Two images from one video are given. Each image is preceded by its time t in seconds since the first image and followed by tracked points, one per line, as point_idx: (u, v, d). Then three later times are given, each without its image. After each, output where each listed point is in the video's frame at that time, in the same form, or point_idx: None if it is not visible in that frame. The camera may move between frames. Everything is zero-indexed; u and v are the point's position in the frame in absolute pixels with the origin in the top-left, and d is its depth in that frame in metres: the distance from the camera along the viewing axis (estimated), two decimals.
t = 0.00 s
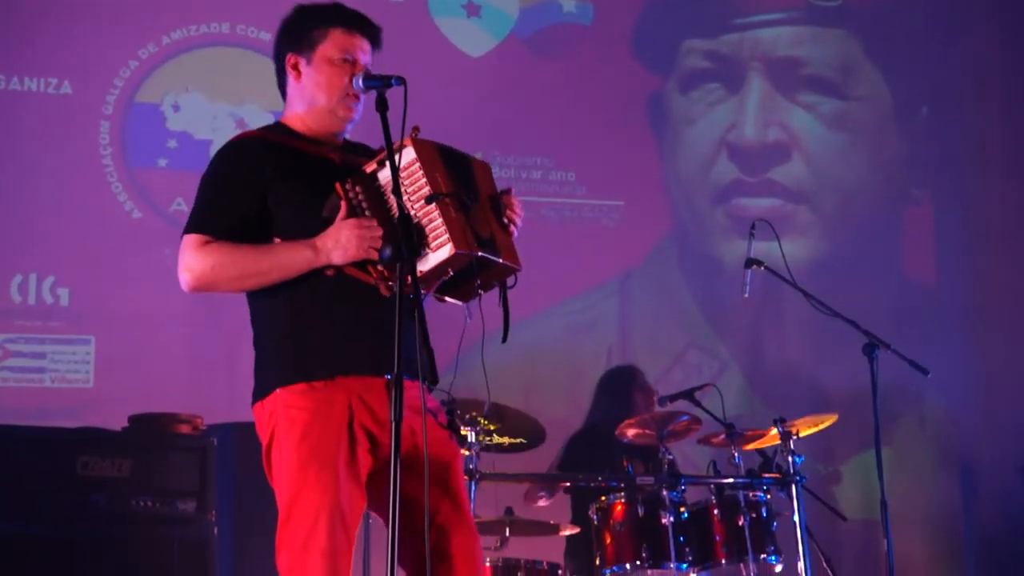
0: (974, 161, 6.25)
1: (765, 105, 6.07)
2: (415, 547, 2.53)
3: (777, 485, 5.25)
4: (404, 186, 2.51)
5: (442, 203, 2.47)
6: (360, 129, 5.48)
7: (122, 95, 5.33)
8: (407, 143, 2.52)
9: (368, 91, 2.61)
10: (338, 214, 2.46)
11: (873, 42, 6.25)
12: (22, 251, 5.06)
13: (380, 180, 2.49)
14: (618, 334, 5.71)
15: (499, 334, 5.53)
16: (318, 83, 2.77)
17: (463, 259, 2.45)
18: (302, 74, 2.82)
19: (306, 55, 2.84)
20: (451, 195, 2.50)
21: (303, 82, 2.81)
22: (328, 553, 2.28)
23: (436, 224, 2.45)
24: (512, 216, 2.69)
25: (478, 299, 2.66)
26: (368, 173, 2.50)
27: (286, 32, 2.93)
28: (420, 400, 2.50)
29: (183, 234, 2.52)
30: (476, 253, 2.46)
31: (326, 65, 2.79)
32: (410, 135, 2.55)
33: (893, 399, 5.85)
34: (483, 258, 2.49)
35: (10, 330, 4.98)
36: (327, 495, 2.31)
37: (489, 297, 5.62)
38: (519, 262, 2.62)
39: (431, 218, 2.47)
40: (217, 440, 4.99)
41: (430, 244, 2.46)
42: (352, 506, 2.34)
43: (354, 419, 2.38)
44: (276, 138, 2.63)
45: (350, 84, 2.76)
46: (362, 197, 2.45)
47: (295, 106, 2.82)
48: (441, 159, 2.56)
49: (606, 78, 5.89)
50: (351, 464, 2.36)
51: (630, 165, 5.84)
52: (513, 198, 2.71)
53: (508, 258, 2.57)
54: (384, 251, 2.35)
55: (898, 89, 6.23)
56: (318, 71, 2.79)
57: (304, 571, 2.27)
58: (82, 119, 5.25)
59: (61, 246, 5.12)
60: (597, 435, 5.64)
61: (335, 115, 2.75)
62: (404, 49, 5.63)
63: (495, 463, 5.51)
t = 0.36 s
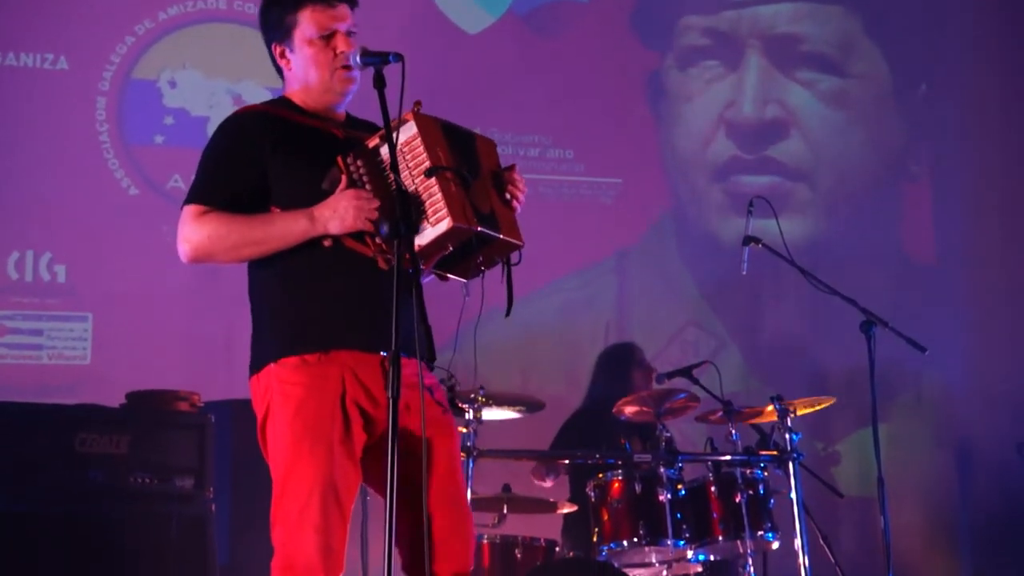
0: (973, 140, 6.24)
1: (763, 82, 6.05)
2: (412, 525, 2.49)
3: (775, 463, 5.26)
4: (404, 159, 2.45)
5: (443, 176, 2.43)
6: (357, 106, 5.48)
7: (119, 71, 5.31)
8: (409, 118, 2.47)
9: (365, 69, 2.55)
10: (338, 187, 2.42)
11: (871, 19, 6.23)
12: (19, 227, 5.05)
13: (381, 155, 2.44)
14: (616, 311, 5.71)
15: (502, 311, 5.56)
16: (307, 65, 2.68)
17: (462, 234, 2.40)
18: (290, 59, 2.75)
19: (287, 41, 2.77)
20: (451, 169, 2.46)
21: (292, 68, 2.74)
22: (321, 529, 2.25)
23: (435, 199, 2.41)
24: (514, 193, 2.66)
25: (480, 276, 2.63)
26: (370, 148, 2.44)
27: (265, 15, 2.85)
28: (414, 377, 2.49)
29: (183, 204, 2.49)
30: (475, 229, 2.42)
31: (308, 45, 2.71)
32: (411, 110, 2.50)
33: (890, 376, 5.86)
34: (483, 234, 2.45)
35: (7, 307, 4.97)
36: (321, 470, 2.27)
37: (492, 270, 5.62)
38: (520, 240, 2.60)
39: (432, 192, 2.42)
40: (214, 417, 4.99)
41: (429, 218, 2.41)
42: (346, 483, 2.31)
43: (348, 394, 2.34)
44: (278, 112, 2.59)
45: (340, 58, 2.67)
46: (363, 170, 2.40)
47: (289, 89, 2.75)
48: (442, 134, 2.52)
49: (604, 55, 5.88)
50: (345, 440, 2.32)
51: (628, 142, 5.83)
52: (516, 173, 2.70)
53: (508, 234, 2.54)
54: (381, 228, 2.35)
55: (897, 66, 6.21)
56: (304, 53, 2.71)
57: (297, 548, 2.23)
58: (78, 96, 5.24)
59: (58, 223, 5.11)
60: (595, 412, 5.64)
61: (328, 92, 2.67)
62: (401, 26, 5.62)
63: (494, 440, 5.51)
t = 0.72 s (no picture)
0: (970, 118, 6.23)
1: (759, 61, 6.05)
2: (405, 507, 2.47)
3: (770, 441, 5.25)
4: (403, 137, 2.45)
5: (443, 155, 2.41)
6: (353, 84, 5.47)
7: (113, 49, 5.29)
8: (405, 95, 2.47)
9: (361, 46, 2.53)
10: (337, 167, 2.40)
11: None
12: (13, 205, 5.04)
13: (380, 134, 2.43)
14: (611, 289, 5.71)
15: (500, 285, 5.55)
16: (310, 31, 2.65)
17: (464, 211, 2.39)
18: (295, 23, 2.71)
19: (297, 4, 2.73)
20: (450, 147, 2.45)
21: (296, 32, 2.69)
22: (323, 508, 2.24)
23: (435, 175, 2.40)
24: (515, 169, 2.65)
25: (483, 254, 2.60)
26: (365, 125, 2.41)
27: None
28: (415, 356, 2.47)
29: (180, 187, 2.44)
30: (477, 205, 2.40)
31: (317, 13, 2.67)
32: (408, 88, 2.49)
33: (885, 354, 5.87)
34: (485, 210, 2.44)
35: (2, 285, 4.96)
36: (323, 451, 2.26)
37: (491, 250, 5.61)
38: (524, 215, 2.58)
39: (432, 169, 2.41)
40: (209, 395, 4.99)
41: (429, 196, 2.40)
42: (348, 462, 2.29)
43: (351, 374, 2.32)
44: (275, 92, 2.54)
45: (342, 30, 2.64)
46: (361, 148, 2.38)
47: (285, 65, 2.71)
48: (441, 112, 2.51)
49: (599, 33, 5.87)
50: (348, 420, 2.31)
51: (624, 120, 5.82)
52: (514, 147, 2.68)
53: (508, 209, 2.51)
54: (379, 204, 2.32)
55: (893, 44, 6.20)
56: (310, 19, 2.67)
57: (299, 526, 2.23)
58: (73, 73, 5.23)
59: (52, 200, 5.09)
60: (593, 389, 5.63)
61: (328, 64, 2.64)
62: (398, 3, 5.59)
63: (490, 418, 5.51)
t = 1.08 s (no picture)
0: (962, 98, 6.20)
1: (748, 41, 6.03)
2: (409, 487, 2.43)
3: (758, 420, 5.26)
4: (389, 111, 2.35)
5: (431, 126, 2.31)
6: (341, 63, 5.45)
7: (100, 26, 5.27)
8: (386, 67, 2.37)
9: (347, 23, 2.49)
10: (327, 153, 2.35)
11: None
12: None
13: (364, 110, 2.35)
14: (600, 268, 5.72)
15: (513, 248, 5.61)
16: (293, 11, 2.53)
17: (460, 178, 2.29)
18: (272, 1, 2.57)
19: None
20: (437, 115, 2.34)
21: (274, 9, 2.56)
22: (325, 489, 2.22)
23: (425, 147, 2.30)
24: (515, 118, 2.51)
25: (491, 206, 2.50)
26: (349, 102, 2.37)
27: None
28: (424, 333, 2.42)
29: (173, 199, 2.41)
30: (472, 169, 2.30)
31: None
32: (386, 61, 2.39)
33: (872, 334, 5.88)
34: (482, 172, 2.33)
35: None
36: (327, 434, 2.24)
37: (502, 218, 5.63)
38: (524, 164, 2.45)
39: (422, 141, 2.32)
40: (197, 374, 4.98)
41: (423, 167, 2.31)
42: (351, 444, 2.27)
43: (358, 355, 2.29)
44: (250, 82, 2.46)
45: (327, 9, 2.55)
46: (349, 131, 2.33)
47: (258, 55, 2.58)
48: (425, 79, 2.40)
49: (588, 12, 5.85)
50: (353, 402, 2.28)
51: (613, 100, 5.81)
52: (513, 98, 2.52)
53: (505, 166, 2.38)
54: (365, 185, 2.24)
55: (883, 25, 6.19)
56: None
57: (300, 506, 2.21)
58: (59, 50, 5.19)
59: (39, 179, 5.07)
60: (582, 369, 5.63)
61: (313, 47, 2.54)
62: None
63: (479, 398, 5.52)
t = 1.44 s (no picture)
0: (940, 80, 6.21)
1: (726, 21, 6.05)
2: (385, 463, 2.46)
3: (734, 400, 5.28)
4: (378, 89, 2.41)
5: (418, 105, 2.37)
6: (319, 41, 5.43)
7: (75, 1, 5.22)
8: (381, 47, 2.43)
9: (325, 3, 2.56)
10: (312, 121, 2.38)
11: None
12: None
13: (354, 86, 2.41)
14: (578, 248, 5.72)
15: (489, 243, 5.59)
16: None
17: (441, 162, 2.36)
18: None
19: None
20: (426, 96, 2.41)
21: None
22: (295, 466, 2.27)
23: (412, 126, 2.37)
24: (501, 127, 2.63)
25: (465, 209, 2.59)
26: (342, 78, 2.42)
27: None
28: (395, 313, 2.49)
29: (155, 151, 2.46)
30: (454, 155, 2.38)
31: None
32: (383, 40, 2.46)
33: (850, 315, 5.88)
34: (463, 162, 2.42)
35: None
36: (296, 409, 2.29)
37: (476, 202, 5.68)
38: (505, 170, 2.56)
39: (408, 120, 2.37)
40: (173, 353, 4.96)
41: (406, 147, 2.38)
42: (321, 421, 2.32)
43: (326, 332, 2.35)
44: (242, 51, 2.56)
45: None
46: (337, 104, 2.37)
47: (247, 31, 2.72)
48: (416, 63, 2.47)
49: None
50: (321, 377, 2.34)
51: (591, 80, 5.80)
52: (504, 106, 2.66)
53: (488, 166, 2.50)
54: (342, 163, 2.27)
55: (861, 5, 6.19)
56: None
57: (270, 482, 2.26)
58: (34, 27, 5.16)
59: (14, 156, 5.04)
60: (558, 349, 5.62)
61: (294, 18, 2.66)
62: None
63: (455, 377, 5.51)
